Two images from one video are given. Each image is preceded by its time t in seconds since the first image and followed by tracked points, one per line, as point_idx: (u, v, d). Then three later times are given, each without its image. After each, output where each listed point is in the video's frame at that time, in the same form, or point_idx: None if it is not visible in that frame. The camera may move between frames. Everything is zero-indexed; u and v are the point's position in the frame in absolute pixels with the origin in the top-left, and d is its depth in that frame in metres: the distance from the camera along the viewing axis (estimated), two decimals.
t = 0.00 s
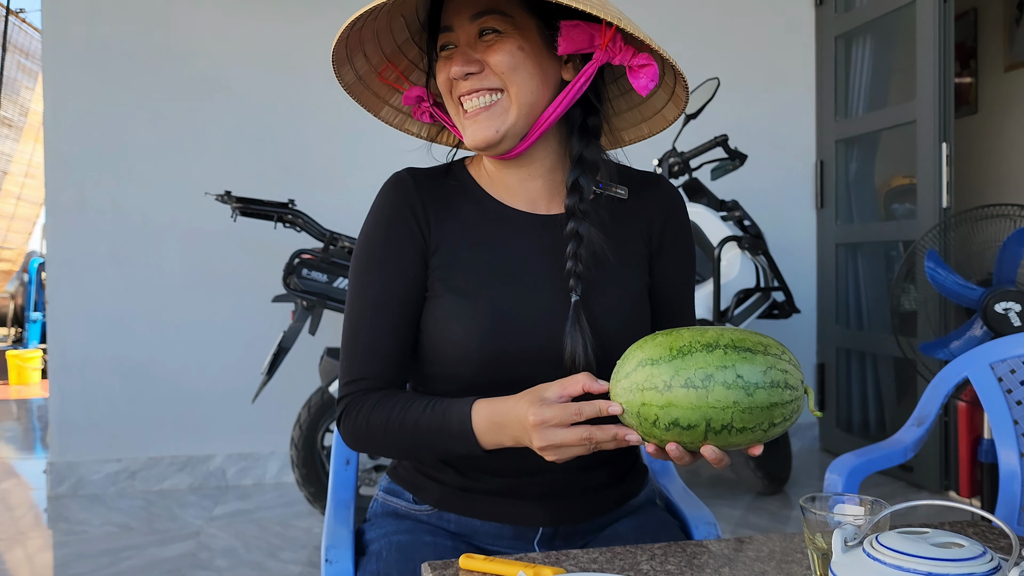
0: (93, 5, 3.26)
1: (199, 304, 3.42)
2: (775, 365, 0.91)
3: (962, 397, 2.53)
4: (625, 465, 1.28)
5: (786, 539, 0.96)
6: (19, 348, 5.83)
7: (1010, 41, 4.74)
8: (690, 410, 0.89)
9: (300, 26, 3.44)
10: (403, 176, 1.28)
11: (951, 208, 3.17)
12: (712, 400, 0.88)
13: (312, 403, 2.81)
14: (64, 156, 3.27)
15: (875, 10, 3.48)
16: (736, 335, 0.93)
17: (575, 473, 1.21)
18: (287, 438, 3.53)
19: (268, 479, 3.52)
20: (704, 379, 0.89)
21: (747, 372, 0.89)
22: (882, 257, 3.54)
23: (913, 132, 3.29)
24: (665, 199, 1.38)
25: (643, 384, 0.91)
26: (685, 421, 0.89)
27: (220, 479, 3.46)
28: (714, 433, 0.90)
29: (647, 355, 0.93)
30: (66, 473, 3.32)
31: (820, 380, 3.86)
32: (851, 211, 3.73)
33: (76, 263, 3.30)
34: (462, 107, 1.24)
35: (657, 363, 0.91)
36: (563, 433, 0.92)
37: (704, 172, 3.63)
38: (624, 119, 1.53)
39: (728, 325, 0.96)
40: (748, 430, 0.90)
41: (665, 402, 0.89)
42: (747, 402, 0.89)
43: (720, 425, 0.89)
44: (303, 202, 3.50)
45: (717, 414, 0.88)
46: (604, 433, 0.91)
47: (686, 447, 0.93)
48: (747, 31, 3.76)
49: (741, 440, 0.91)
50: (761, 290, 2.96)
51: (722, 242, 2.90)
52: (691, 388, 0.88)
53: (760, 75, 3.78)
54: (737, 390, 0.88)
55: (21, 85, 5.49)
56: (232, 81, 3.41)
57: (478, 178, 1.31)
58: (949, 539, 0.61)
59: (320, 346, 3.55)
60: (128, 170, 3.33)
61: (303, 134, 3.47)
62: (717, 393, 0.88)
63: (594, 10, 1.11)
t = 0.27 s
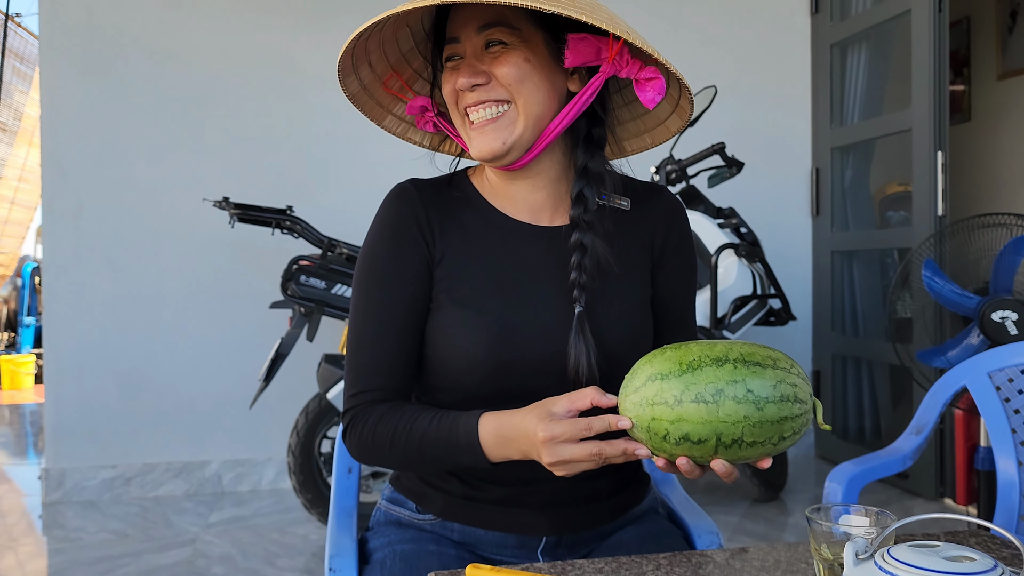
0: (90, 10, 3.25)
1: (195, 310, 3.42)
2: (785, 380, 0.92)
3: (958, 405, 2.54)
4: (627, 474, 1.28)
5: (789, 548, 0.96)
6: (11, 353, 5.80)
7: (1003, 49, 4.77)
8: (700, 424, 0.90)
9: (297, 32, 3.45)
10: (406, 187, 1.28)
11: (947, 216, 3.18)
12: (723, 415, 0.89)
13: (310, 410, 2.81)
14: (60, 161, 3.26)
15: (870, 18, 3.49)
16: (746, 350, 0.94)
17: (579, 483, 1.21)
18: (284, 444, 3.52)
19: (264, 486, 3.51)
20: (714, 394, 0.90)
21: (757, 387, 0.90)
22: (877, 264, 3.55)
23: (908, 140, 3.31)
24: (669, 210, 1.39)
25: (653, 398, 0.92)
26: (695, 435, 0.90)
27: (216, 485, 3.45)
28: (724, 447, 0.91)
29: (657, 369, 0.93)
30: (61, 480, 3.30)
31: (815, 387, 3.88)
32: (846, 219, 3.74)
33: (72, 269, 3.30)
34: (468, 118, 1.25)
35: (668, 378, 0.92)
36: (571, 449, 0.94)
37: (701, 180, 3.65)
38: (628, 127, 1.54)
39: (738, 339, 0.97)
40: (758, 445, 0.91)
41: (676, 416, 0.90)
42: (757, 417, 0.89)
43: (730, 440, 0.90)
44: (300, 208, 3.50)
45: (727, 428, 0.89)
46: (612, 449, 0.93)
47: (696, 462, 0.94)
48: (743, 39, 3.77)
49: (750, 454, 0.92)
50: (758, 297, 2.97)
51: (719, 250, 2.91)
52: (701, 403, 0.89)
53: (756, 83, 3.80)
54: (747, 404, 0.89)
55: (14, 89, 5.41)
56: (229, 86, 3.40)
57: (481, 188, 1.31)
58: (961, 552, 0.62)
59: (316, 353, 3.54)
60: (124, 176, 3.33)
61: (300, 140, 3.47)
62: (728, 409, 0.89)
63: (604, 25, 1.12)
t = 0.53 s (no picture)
0: (86, 12, 3.25)
1: (189, 313, 3.41)
2: (783, 389, 0.93)
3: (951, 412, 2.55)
4: (623, 481, 1.29)
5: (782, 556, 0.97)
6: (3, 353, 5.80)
7: (996, 58, 4.80)
8: (698, 434, 0.90)
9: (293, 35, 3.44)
10: (405, 195, 1.28)
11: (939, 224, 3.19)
12: (721, 425, 0.89)
13: (303, 413, 2.81)
14: (54, 163, 3.25)
15: (865, 26, 3.51)
16: (744, 359, 0.94)
17: (575, 491, 1.22)
18: (277, 448, 3.52)
19: (257, 490, 3.50)
20: (712, 404, 0.90)
21: (755, 397, 0.91)
22: (869, 271, 3.57)
23: (902, 147, 3.32)
24: (666, 220, 1.40)
25: (651, 408, 0.92)
26: (692, 445, 0.91)
27: (208, 489, 3.44)
28: (721, 457, 0.91)
29: (655, 379, 0.94)
30: (53, 483, 3.29)
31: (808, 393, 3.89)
32: (840, 225, 3.76)
33: (65, 271, 3.29)
34: (469, 128, 1.26)
35: (666, 388, 0.92)
36: (569, 457, 0.95)
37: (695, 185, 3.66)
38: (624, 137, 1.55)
39: (735, 348, 0.97)
40: (755, 454, 0.91)
41: (674, 426, 0.91)
42: (755, 426, 0.90)
43: (727, 449, 0.90)
44: (294, 212, 3.49)
45: (725, 438, 0.89)
46: (611, 459, 0.94)
47: (694, 471, 0.94)
48: (738, 46, 3.79)
49: (748, 463, 0.92)
50: (751, 303, 2.98)
51: (713, 256, 2.93)
52: (699, 413, 0.90)
53: (751, 89, 3.82)
54: (745, 415, 0.90)
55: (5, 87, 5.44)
56: (225, 89, 3.40)
57: (480, 197, 1.32)
58: (954, 564, 0.63)
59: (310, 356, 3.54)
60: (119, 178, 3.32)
61: (295, 143, 3.47)
62: (726, 419, 0.89)
63: (609, 39, 1.13)
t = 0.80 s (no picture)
0: (82, 13, 3.25)
1: (184, 314, 3.41)
2: (778, 398, 0.94)
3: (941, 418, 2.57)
4: (619, 487, 1.30)
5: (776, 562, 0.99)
6: None
7: (987, 65, 4.84)
8: (695, 442, 0.92)
9: (290, 36, 3.45)
10: (405, 202, 1.29)
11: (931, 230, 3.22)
12: (718, 433, 0.91)
13: (298, 415, 2.81)
14: (50, 163, 3.26)
15: (859, 33, 3.53)
16: (740, 368, 0.95)
17: (572, 497, 1.23)
18: (271, 449, 3.52)
19: (251, 490, 3.50)
20: (709, 412, 0.91)
21: (751, 406, 0.92)
22: (861, 276, 3.59)
23: (895, 154, 3.35)
24: (665, 228, 1.41)
25: (648, 416, 0.94)
26: (690, 453, 0.92)
27: (202, 489, 3.44)
28: (718, 464, 0.93)
29: (652, 388, 0.95)
30: (46, 483, 3.29)
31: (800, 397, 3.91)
32: (832, 231, 3.78)
33: (60, 271, 3.29)
34: (472, 137, 1.27)
35: (663, 397, 0.94)
36: (566, 464, 0.96)
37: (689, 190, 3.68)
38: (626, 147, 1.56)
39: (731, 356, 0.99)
40: (751, 462, 0.93)
41: (671, 434, 0.92)
42: (751, 435, 0.91)
43: (724, 456, 0.92)
44: (290, 213, 3.50)
45: (722, 446, 0.91)
46: (609, 466, 0.96)
47: (690, 478, 0.96)
48: (733, 52, 3.81)
49: (744, 471, 0.94)
50: (744, 307, 3.00)
51: (707, 260, 2.94)
52: (696, 421, 0.91)
53: (745, 95, 3.84)
54: (742, 423, 0.91)
55: None
56: (221, 90, 3.40)
57: (481, 205, 1.33)
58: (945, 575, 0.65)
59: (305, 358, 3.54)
60: (114, 179, 3.33)
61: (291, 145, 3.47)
62: (723, 427, 0.91)
63: (616, 54, 1.15)
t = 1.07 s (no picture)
0: (78, 11, 3.25)
1: (179, 314, 3.41)
2: (776, 405, 0.96)
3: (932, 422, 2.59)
4: (617, 493, 1.32)
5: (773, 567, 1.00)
6: None
7: (979, 71, 4.88)
8: (694, 448, 0.94)
9: (286, 37, 3.45)
10: (407, 212, 1.30)
11: (923, 235, 3.24)
12: (716, 440, 0.93)
13: (293, 415, 2.82)
14: (45, 162, 3.26)
15: (852, 39, 3.56)
16: (739, 376, 0.98)
17: (572, 503, 1.24)
18: (265, 449, 3.53)
19: (245, 490, 3.51)
20: (708, 419, 0.93)
21: (749, 413, 0.94)
22: (853, 279, 3.62)
23: (887, 159, 3.37)
24: (665, 237, 1.43)
25: (650, 423, 0.96)
26: (689, 458, 0.94)
27: (196, 489, 3.45)
28: (717, 470, 0.94)
29: (653, 396, 0.98)
30: (39, 482, 3.29)
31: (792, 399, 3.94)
32: (825, 235, 3.81)
33: (55, 270, 3.29)
34: (478, 151, 1.28)
35: (663, 404, 0.96)
36: (537, 451, 0.92)
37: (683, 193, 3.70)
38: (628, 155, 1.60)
39: (731, 366, 1.01)
40: (749, 467, 0.94)
41: (671, 441, 0.94)
42: (749, 441, 0.93)
43: (722, 461, 0.93)
44: (286, 214, 3.50)
45: (721, 452, 0.92)
46: (573, 445, 0.89)
47: (692, 484, 0.98)
48: (727, 56, 3.84)
49: (742, 476, 0.95)
50: (738, 310, 3.02)
51: (702, 264, 2.97)
52: (695, 428, 0.93)
53: (739, 99, 3.86)
54: (740, 430, 0.93)
55: None
56: (217, 90, 3.40)
57: (483, 212, 1.35)
58: None
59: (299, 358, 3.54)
60: (110, 177, 3.32)
61: (287, 145, 3.48)
62: (721, 432, 0.93)
63: (635, 90, 1.18)
